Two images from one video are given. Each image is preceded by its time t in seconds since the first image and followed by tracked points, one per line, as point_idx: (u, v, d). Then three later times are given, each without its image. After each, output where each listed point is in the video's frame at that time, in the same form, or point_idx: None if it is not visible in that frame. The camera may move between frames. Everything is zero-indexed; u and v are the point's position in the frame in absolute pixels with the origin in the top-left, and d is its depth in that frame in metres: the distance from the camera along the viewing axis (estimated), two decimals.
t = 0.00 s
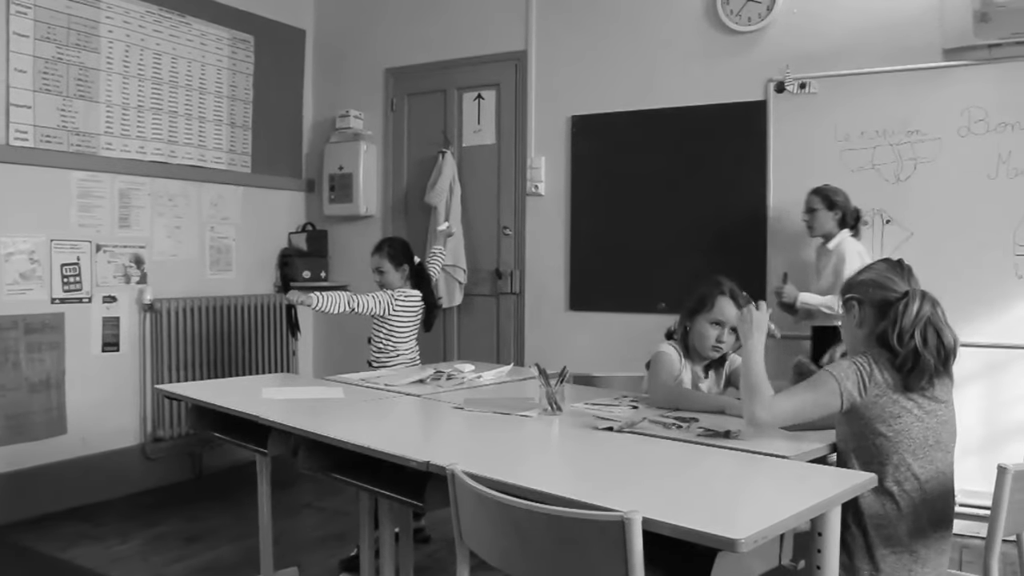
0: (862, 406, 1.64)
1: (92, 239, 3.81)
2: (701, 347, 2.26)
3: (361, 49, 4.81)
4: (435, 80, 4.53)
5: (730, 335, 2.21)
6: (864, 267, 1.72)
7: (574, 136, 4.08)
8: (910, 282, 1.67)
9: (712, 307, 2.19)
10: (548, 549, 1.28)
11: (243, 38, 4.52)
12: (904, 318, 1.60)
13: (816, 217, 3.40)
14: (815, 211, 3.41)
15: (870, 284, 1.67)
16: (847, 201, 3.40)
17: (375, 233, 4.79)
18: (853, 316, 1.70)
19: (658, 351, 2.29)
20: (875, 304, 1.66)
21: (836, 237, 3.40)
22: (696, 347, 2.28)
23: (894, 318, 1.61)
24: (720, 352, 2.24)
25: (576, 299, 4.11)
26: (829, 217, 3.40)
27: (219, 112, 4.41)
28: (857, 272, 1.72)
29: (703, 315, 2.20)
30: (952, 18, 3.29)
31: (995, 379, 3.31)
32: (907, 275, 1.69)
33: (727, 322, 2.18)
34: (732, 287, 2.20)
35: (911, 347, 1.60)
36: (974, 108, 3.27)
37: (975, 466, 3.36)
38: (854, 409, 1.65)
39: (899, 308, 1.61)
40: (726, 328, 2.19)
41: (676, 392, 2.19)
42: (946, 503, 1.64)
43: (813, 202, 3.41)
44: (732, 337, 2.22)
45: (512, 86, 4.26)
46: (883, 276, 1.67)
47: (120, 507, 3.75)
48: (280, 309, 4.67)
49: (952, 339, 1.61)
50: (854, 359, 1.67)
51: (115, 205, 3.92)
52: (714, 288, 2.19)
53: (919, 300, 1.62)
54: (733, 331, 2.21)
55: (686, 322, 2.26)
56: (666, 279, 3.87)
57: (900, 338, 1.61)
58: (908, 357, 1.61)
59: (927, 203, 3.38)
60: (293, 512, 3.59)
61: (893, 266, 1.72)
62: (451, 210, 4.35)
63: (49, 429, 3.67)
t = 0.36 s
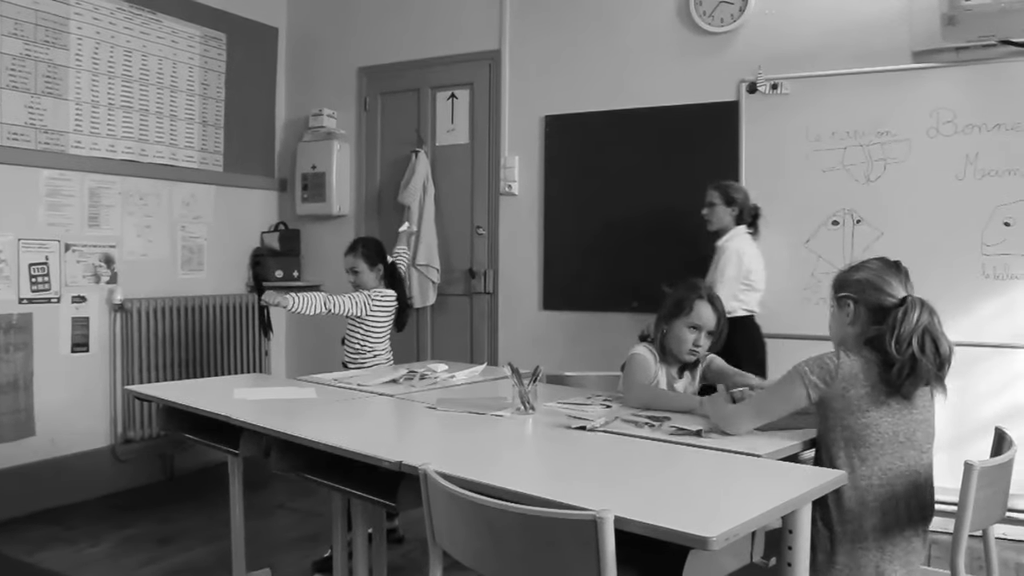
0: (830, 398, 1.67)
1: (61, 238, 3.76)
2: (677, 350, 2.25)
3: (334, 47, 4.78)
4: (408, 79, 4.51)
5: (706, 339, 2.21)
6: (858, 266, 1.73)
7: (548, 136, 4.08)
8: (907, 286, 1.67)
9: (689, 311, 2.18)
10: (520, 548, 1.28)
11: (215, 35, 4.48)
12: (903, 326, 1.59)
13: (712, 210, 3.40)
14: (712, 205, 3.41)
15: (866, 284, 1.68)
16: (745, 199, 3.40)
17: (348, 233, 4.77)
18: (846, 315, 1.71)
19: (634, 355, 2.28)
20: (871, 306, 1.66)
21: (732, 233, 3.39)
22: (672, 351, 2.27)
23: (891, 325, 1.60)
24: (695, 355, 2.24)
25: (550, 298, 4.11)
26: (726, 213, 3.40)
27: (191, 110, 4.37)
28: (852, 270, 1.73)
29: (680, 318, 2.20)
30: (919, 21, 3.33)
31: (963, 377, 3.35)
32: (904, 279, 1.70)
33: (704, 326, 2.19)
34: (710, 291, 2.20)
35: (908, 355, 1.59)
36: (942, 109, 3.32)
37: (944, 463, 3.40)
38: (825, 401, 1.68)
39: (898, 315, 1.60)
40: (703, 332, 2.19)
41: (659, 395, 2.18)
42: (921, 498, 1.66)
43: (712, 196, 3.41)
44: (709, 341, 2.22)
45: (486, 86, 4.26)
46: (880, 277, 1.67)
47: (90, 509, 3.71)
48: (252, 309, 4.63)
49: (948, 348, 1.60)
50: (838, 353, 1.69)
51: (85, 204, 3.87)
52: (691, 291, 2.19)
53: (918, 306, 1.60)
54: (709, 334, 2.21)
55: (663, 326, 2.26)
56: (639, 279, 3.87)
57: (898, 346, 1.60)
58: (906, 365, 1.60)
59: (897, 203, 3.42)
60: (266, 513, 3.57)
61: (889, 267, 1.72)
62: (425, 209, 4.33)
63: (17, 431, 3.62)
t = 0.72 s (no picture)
0: (815, 391, 1.67)
1: (25, 237, 3.70)
2: (644, 348, 2.26)
3: (304, 45, 4.75)
4: (378, 78, 4.49)
5: (673, 336, 2.22)
6: (808, 261, 1.79)
7: (519, 136, 4.08)
8: (856, 277, 1.76)
9: (654, 309, 2.19)
10: (489, 547, 1.28)
11: (183, 32, 4.43)
12: (868, 316, 1.67)
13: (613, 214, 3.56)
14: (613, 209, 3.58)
15: (821, 279, 1.74)
16: (644, 205, 3.58)
17: (319, 233, 4.74)
18: (803, 309, 1.77)
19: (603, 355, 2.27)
20: (830, 299, 1.73)
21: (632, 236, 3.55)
22: (640, 349, 2.28)
23: (857, 316, 1.68)
24: (664, 351, 2.25)
25: (520, 297, 4.11)
26: (626, 218, 3.57)
27: (159, 108, 4.32)
28: (803, 266, 1.79)
29: (646, 316, 2.21)
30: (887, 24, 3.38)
31: (928, 375, 3.40)
32: (851, 269, 1.78)
33: (670, 323, 2.20)
34: (674, 287, 2.22)
35: (876, 343, 1.67)
36: (908, 111, 3.36)
37: (909, 460, 3.45)
38: (807, 393, 1.68)
39: (861, 306, 1.68)
40: (669, 329, 2.20)
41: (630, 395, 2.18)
42: (878, 496, 1.68)
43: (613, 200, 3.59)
44: (676, 338, 2.23)
45: (457, 85, 4.25)
46: (833, 270, 1.74)
47: (56, 511, 3.66)
48: (221, 308, 4.59)
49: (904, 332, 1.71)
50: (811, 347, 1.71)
51: (50, 202, 3.82)
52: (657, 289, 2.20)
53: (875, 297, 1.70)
54: (677, 331, 2.22)
55: (629, 324, 2.26)
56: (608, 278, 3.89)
57: (866, 335, 1.68)
58: (876, 353, 1.68)
59: (863, 204, 3.46)
60: (235, 515, 3.54)
61: (835, 259, 1.80)
62: (395, 208, 4.32)
63: None
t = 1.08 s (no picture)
0: (802, 394, 1.68)
1: None
2: (622, 348, 2.26)
3: (280, 44, 4.73)
4: (355, 78, 4.47)
5: (650, 336, 2.22)
6: (794, 259, 1.79)
7: (496, 135, 4.08)
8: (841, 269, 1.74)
9: (630, 309, 2.20)
10: (465, 548, 1.28)
11: (158, 30, 4.40)
12: (846, 304, 1.65)
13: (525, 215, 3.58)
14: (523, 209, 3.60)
15: (803, 274, 1.73)
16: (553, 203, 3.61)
17: (295, 232, 4.71)
18: (789, 307, 1.76)
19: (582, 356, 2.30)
20: (812, 294, 1.72)
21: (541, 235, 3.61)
22: (617, 350, 2.29)
23: (834, 305, 1.66)
24: (642, 351, 2.25)
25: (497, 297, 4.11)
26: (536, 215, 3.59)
27: (134, 106, 4.28)
28: (789, 265, 1.78)
29: (622, 316, 2.21)
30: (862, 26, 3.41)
31: (903, 374, 3.43)
32: (837, 264, 1.77)
33: (648, 321, 2.19)
34: (651, 286, 2.22)
35: (855, 332, 1.64)
36: (882, 112, 3.40)
37: (884, 458, 3.48)
38: (797, 397, 1.68)
39: (840, 295, 1.66)
40: (647, 327, 2.20)
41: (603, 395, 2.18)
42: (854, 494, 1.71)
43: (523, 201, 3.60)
44: (654, 336, 2.23)
45: (434, 84, 4.24)
46: (816, 265, 1.73)
47: (29, 514, 3.62)
48: (197, 309, 4.56)
49: (892, 321, 1.66)
50: (799, 350, 1.70)
51: (22, 201, 3.77)
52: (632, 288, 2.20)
53: (858, 285, 1.66)
54: (654, 330, 2.22)
55: (606, 325, 2.28)
56: (585, 279, 3.90)
57: (844, 324, 1.65)
58: (854, 342, 1.65)
59: (838, 204, 3.48)
60: (212, 516, 3.51)
61: (823, 256, 1.79)
62: (372, 208, 4.30)
63: None
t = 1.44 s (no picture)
0: (762, 391, 1.68)
1: None
2: (589, 348, 2.27)
3: (245, 41, 4.68)
4: (320, 76, 4.44)
5: (615, 335, 2.23)
6: (758, 255, 1.79)
7: (462, 134, 4.07)
8: (802, 268, 1.75)
9: (596, 308, 2.21)
10: (429, 547, 1.27)
11: (120, 26, 4.33)
12: (804, 305, 1.67)
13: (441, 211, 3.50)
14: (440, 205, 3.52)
15: (766, 271, 1.74)
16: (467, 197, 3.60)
17: (260, 231, 4.67)
18: (749, 302, 1.77)
19: (548, 355, 2.30)
20: (773, 291, 1.73)
21: (456, 231, 3.58)
22: (584, 349, 2.30)
23: (793, 305, 1.68)
24: (607, 350, 2.26)
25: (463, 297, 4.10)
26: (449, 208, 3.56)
27: (94, 103, 4.22)
28: (754, 260, 1.79)
29: (588, 315, 2.22)
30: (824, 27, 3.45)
31: (864, 371, 3.47)
32: (800, 263, 1.77)
33: (612, 321, 2.21)
34: (616, 286, 2.22)
35: (809, 334, 1.67)
36: (844, 113, 3.44)
37: (846, 455, 3.52)
38: (756, 395, 1.69)
39: (799, 295, 1.68)
40: (611, 327, 2.22)
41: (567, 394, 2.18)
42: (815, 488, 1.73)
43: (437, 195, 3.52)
44: (619, 335, 2.24)
45: (400, 83, 4.23)
46: (780, 263, 1.74)
47: None
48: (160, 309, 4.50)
49: (842, 324, 1.70)
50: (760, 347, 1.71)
51: None
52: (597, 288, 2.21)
53: (817, 287, 1.69)
54: (619, 329, 2.23)
55: (572, 324, 2.28)
56: (550, 278, 3.90)
57: (800, 326, 1.68)
58: (807, 344, 1.68)
59: (801, 204, 3.52)
60: (175, 518, 3.47)
61: (788, 254, 1.80)
62: (338, 207, 4.27)
63: None
